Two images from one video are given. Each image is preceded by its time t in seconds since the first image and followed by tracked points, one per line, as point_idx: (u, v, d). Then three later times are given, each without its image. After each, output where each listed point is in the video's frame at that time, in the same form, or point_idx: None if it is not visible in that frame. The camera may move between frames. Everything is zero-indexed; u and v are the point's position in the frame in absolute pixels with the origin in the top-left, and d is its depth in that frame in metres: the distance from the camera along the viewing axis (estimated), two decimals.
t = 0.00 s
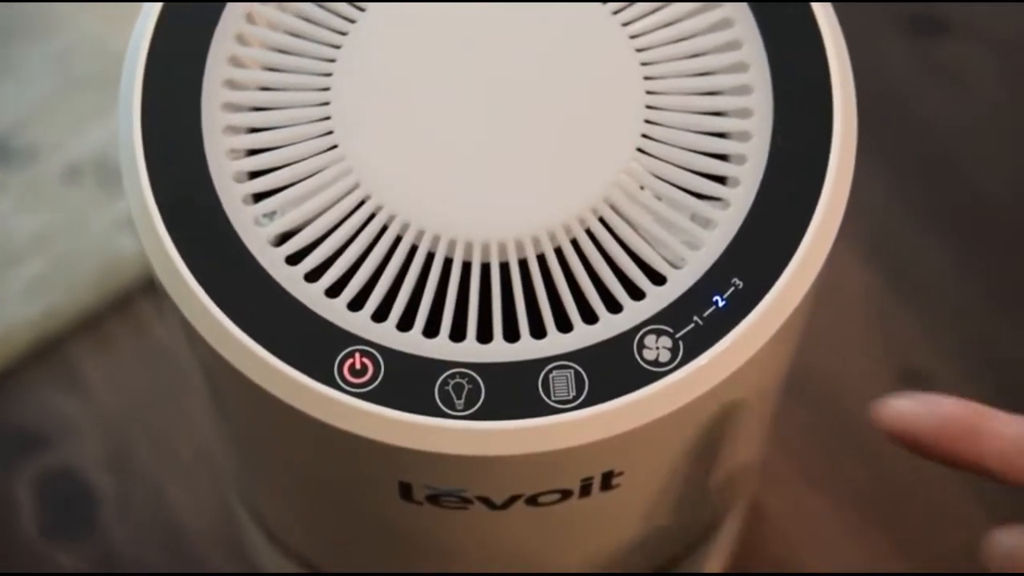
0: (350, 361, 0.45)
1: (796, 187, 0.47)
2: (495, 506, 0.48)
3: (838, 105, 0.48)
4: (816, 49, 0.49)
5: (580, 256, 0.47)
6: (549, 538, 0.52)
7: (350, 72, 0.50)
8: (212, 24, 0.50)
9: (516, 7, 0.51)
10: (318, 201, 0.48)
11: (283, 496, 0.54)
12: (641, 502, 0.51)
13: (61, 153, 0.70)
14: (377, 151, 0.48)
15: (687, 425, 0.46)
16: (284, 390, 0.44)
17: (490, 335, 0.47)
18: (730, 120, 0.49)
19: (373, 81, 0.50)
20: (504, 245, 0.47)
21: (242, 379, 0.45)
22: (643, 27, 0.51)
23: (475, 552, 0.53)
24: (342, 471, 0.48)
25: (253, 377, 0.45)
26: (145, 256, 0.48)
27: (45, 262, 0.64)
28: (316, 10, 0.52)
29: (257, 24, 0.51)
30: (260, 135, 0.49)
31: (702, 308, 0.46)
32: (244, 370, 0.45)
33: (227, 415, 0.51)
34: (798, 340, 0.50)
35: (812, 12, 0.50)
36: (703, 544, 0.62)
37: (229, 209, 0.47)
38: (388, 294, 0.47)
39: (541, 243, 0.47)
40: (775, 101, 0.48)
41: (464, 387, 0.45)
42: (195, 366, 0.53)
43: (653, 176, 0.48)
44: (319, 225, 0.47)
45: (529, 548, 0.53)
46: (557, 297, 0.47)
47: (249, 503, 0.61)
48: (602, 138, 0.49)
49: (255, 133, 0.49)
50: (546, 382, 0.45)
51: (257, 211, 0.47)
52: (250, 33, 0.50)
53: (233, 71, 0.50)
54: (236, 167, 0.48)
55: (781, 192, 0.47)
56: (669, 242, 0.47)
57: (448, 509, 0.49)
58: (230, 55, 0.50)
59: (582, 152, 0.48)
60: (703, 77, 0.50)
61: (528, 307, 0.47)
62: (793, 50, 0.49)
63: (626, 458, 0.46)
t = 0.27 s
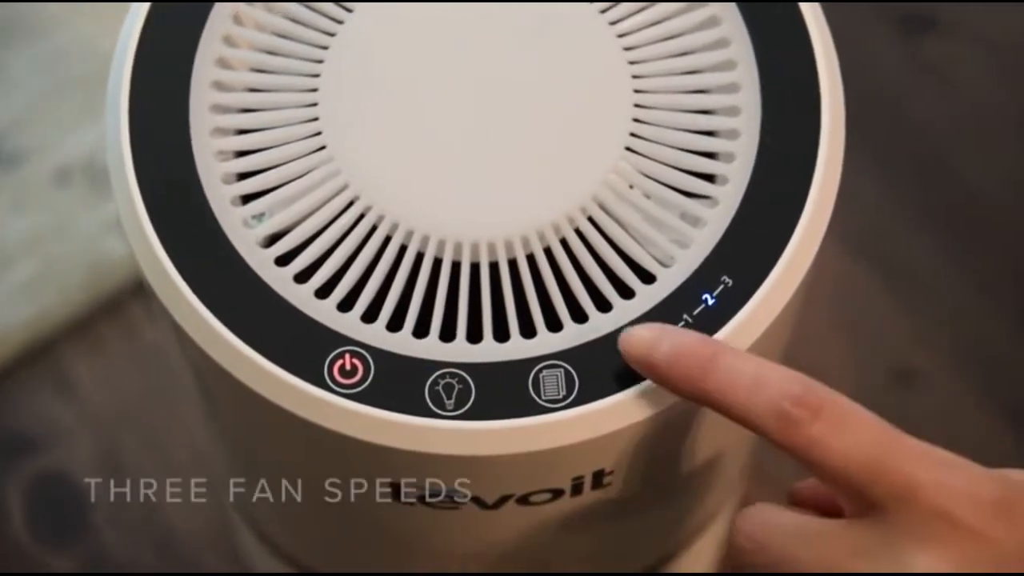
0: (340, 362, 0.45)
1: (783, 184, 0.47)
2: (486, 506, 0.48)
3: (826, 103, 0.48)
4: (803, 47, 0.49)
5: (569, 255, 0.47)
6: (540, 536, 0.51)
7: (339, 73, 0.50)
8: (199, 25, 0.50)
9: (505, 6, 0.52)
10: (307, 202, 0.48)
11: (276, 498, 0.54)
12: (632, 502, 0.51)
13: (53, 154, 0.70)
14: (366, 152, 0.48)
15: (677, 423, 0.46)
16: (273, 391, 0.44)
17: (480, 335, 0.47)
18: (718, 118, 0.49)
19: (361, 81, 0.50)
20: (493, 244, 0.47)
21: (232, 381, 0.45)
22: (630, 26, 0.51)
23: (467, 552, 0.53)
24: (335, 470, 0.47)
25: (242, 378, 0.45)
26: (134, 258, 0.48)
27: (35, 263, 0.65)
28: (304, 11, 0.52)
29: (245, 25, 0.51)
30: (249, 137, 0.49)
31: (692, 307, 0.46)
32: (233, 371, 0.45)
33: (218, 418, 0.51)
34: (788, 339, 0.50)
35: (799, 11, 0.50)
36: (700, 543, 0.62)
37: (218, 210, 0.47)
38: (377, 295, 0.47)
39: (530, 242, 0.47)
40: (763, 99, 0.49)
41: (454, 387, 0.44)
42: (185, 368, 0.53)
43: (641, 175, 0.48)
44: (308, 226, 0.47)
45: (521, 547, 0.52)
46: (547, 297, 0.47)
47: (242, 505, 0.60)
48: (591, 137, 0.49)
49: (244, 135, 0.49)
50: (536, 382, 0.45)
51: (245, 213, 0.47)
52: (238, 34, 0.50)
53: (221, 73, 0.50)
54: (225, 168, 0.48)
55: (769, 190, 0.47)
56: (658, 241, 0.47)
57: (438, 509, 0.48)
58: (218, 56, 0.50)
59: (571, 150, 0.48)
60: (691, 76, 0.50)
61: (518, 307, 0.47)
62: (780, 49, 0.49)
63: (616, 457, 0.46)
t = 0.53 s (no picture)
0: (330, 363, 0.45)
1: (771, 183, 0.47)
2: (478, 507, 0.47)
3: (813, 102, 0.48)
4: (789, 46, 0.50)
5: (558, 255, 0.47)
6: (532, 535, 0.51)
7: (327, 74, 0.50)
8: (187, 28, 0.50)
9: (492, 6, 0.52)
10: (296, 204, 0.48)
11: (269, 501, 0.54)
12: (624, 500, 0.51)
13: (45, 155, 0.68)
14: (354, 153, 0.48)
15: (668, 422, 0.46)
16: (263, 394, 0.44)
17: (470, 335, 0.47)
18: (706, 117, 0.49)
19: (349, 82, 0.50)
20: (482, 244, 0.47)
21: (222, 383, 0.45)
22: (618, 25, 0.51)
23: (458, 552, 0.53)
24: (330, 471, 0.47)
25: (233, 380, 0.44)
26: (123, 260, 0.48)
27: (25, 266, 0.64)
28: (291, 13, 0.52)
29: (232, 27, 0.51)
30: (237, 138, 0.49)
31: (682, 305, 0.46)
32: (223, 373, 0.45)
33: (209, 420, 0.51)
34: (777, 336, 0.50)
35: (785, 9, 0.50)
36: (695, 542, 0.62)
37: (207, 212, 0.47)
38: (367, 296, 0.47)
39: (520, 242, 0.47)
40: (751, 98, 0.49)
41: (445, 388, 0.44)
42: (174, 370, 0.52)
43: (630, 174, 0.48)
44: (297, 228, 0.47)
45: (512, 546, 0.52)
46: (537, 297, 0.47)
47: (236, 507, 0.60)
48: (580, 136, 0.49)
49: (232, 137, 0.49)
50: (526, 382, 0.45)
51: (235, 215, 0.47)
52: (225, 36, 0.50)
53: (208, 74, 0.50)
54: (214, 170, 0.48)
55: (758, 188, 0.47)
56: (647, 240, 0.47)
57: (428, 510, 0.48)
58: (206, 58, 0.50)
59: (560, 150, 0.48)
60: (679, 75, 0.50)
61: (508, 306, 0.47)
62: (766, 48, 0.50)
63: (607, 456, 0.46)
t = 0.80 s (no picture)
0: (318, 365, 0.45)
1: (758, 181, 0.47)
2: (467, 508, 0.47)
3: (799, 100, 0.49)
4: (774, 45, 0.50)
5: (545, 254, 0.47)
6: (522, 535, 0.51)
7: (312, 75, 0.50)
8: (171, 31, 0.50)
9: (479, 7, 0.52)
10: (283, 205, 0.47)
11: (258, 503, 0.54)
12: (614, 499, 0.51)
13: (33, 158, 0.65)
14: (341, 154, 0.48)
15: (657, 421, 0.46)
16: (251, 396, 0.44)
17: (457, 335, 0.47)
18: (691, 116, 0.49)
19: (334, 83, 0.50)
20: (469, 245, 0.47)
21: (210, 386, 0.45)
22: (603, 25, 0.51)
23: (449, 552, 0.53)
24: (320, 473, 0.47)
25: (220, 383, 0.44)
26: (109, 264, 0.48)
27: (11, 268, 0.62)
28: (276, 15, 0.52)
29: (218, 30, 0.51)
30: (224, 141, 0.49)
31: (670, 304, 0.46)
32: (211, 377, 0.44)
33: (198, 422, 0.51)
34: (765, 334, 0.50)
35: (770, 8, 0.50)
36: (685, 540, 0.62)
37: (193, 215, 0.47)
38: (354, 297, 0.47)
39: (507, 242, 0.47)
40: (736, 97, 0.49)
41: (433, 388, 0.44)
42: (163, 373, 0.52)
43: (617, 173, 0.48)
44: (284, 230, 0.47)
45: (502, 545, 0.52)
46: (524, 297, 0.47)
47: (225, 509, 0.60)
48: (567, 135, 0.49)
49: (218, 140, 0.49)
50: (514, 382, 0.45)
51: (221, 217, 0.47)
52: (211, 39, 0.50)
53: (193, 77, 0.50)
54: (200, 173, 0.48)
55: (744, 187, 0.47)
56: (634, 239, 0.47)
57: (417, 511, 0.48)
58: (191, 61, 0.50)
59: (546, 149, 0.48)
60: (665, 74, 0.50)
61: (495, 307, 0.47)
62: (751, 48, 0.50)
63: (597, 455, 0.46)
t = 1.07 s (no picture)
0: (306, 366, 0.45)
1: (744, 179, 0.47)
2: (457, 508, 0.47)
3: (785, 97, 0.49)
4: (760, 43, 0.50)
5: (533, 254, 0.47)
6: (512, 534, 0.51)
7: (298, 76, 0.50)
8: (157, 33, 0.50)
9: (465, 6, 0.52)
10: (270, 207, 0.47)
11: (246, 504, 0.54)
12: (604, 497, 0.51)
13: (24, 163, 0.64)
14: (328, 155, 0.48)
15: (646, 419, 0.46)
16: (240, 398, 0.44)
17: (445, 335, 0.47)
18: (678, 114, 0.49)
19: (320, 84, 0.50)
20: (457, 245, 0.47)
21: (198, 389, 0.45)
22: (589, 24, 0.51)
23: (439, 551, 0.53)
24: (309, 474, 0.47)
25: (209, 386, 0.44)
26: (96, 267, 0.48)
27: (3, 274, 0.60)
28: (262, 16, 0.52)
29: (203, 32, 0.51)
30: (210, 143, 0.48)
31: (658, 302, 0.46)
32: (199, 379, 0.44)
33: (187, 424, 0.51)
34: (753, 331, 0.50)
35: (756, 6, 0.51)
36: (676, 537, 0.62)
37: (180, 217, 0.47)
38: (342, 298, 0.47)
39: (494, 242, 0.47)
40: (722, 94, 0.49)
41: (422, 388, 0.44)
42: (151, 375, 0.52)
43: (604, 172, 0.48)
44: (271, 232, 0.47)
45: (492, 544, 0.52)
46: (512, 296, 0.47)
47: (214, 510, 0.60)
48: (554, 134, 0.49)
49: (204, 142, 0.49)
50: (503, 381, 0.45)
51: (208, 219, 0.47)
52: (196, 41, 0.50)
53: (179, 79, 0.50)
54: (186, 176, 0.48)
55: (731, 185, 0.47)
56: (621, 237, 0.47)
57: (407, 511, 0.48)
58: (177, 63, 0.50)
59: (533, 148, 0.48)
60: (651, 72, 0.50)
61: (483, 306, 0.47)
62: (737, 46, 0.50)
63: (586, 454, 0.46)
